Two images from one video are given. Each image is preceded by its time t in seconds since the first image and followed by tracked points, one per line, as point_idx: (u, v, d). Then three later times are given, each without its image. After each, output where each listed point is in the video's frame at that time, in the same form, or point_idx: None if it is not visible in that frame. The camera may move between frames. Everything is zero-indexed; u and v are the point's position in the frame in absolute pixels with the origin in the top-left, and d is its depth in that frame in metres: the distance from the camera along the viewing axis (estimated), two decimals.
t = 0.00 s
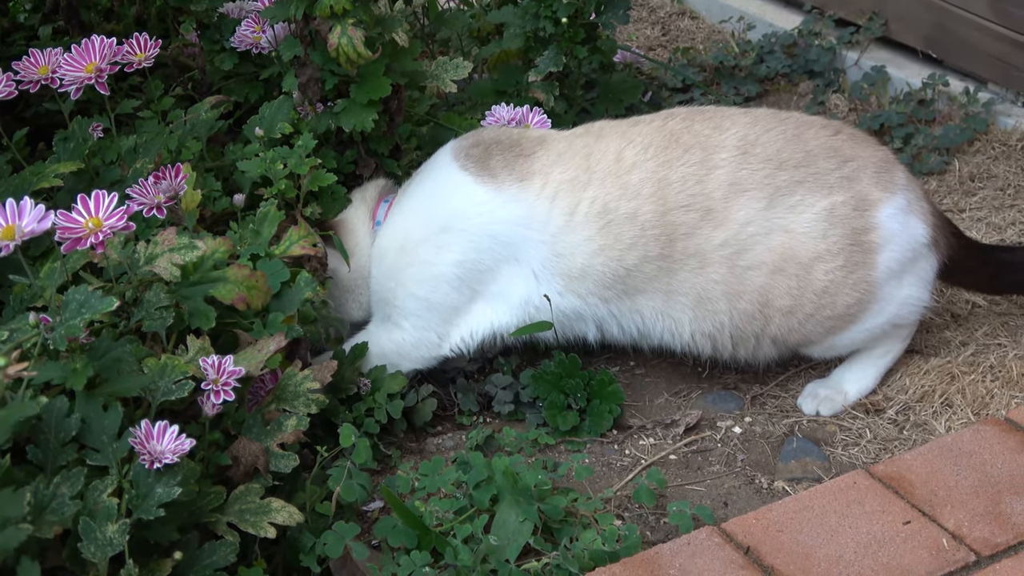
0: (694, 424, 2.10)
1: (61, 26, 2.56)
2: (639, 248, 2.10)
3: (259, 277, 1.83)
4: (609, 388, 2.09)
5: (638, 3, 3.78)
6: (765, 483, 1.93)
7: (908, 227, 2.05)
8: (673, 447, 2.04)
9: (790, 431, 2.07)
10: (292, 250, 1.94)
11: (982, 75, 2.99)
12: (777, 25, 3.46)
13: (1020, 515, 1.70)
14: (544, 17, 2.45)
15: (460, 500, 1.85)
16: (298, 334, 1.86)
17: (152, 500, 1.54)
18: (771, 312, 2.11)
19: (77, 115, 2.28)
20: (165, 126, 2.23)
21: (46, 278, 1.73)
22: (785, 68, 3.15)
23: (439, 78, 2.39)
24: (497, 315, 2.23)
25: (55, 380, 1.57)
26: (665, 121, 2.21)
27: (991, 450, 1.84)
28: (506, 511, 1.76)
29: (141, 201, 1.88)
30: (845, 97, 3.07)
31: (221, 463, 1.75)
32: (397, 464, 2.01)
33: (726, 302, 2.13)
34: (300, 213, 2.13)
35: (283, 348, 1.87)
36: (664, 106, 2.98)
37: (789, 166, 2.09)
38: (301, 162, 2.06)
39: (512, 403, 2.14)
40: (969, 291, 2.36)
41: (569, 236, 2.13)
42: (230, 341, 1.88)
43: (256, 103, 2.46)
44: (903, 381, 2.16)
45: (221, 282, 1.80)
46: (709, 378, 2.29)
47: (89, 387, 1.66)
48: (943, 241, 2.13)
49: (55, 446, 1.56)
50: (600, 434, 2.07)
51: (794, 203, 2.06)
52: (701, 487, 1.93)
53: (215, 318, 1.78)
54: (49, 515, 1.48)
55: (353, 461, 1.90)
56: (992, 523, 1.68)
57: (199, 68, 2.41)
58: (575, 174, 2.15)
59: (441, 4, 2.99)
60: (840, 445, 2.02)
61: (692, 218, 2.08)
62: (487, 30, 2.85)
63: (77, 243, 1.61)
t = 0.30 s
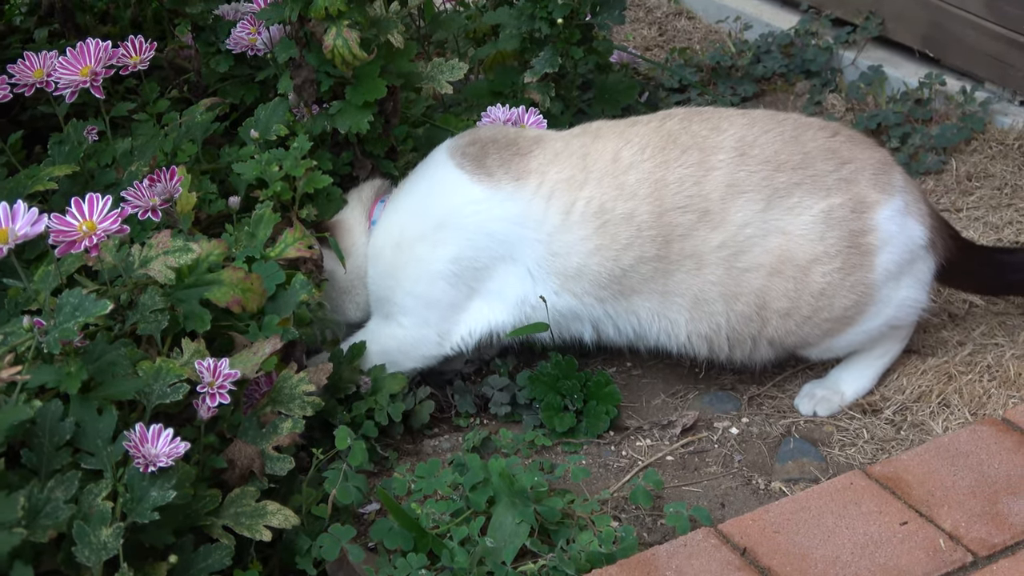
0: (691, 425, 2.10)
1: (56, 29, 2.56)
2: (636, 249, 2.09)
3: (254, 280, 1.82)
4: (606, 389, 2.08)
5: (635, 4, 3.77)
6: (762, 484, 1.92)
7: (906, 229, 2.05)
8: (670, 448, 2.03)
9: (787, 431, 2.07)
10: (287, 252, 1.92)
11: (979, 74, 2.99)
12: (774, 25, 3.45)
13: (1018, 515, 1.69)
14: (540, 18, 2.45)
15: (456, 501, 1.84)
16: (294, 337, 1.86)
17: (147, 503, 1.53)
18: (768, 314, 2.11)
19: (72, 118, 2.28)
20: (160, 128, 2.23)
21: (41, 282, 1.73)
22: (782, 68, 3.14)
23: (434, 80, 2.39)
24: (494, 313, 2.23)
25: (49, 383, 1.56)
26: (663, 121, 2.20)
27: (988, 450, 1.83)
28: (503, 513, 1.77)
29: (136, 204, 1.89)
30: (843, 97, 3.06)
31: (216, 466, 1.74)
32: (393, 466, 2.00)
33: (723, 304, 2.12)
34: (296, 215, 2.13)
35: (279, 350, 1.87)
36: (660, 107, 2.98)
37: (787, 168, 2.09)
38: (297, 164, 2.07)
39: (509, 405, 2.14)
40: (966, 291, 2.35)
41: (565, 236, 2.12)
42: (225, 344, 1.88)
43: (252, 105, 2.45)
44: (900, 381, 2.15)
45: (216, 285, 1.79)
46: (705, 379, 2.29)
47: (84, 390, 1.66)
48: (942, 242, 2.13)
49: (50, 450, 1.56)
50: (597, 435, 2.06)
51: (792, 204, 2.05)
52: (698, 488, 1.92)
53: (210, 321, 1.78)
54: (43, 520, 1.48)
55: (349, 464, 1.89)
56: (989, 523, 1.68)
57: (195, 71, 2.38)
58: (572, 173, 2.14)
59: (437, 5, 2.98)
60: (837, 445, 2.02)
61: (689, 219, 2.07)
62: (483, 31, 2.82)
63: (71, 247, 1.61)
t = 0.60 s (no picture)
0: (687, 425, 2.09)
1: (52, 27, 2.55)
2: (632, 248, 2.09)
3: (249, 278, 1.82)
4: (602, 388, 2.07)
5: (632, 3, 3.77)
6: (758, 484, 1.92)
7: (903, 230, 2.05)
8: (666, 448, 2.03)
9: (784, 431, 2.07)
10: (282, 251, 1.92)
11: (975, 74, 2.99)
12: (771, 25, 3.45)
13: (1014, 515, 1.69)
14: (536, 17, 2.44)
15: (451, 501, 1.83)
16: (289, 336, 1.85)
17: (141, 502, 1.52)
18: (765, 316, 2.11)
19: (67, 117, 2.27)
20: (155, 127, 2.23)
21: (35, 281, 1.72)
22: (779, 68, 3.15)
23: (430, 79, 2.39)
24: (492, 310, 2.23)
25: (44, 382, 1.56)
26: (660, 121, 2.20)
27: (984, 450, 1.83)
28: (498, 513, 1.75)
29: (131, 203, 1.88)
30: (839, 97, 3.06)
31: (211, 465, 1.74)
32: (389, 466, 2.00)
33: (719, 304, 2.12)
34: (290, 214, 2.13)
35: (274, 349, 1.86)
36: (657, 106, 2.98)
37: (785, 168, 2.08)
38: (293, 163, 2.07)
39: (505, 405, 2.14)
40: (963, 291, 2.35)
41: (561, 234, 2.12)
42: (220, 343, 1.87)
43: (248, 104, 2.45)
44: (896, 381, 2.15)
45: (211, 284, 1.79)
46: (702, 378, 2.29)
47: (78, 389, 1.65)
48: (938, 243, 2.13)
49: (44, 449, 1.55)
50: (593, 435, 2.06)
51: (789, 205, 2.05)
52: (694, 488, 1.92)
53: (205, 320, 1.78)
54: (37, 519, 1.47)
55: (343, 463, 1.89)
56: (985, 524, 1.68)
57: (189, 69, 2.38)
58: (568, 171, 2.14)
59: (433, 5, 2.98)
60: (833, 445, 2.01)
61: (685, 219, 2.07)
62: (480, 30, 2.81)
63: (66, 245, 1.61)
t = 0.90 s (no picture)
0: (685, 424, 2.09)
1: (49, 26, 2.55)
2: (634, 242, 2.09)
3: (247, 276, 1.82)
4: (600, 388, 2.08)
5: (629, 3, 3.78)
6: (756, 483, 1.92)
7: (904, 230, 2.05)
8: (664, 447, 2.03)
9: (782, 430, 2.07)
10: (281, 250, 1.93)
11: (973, 74, 3.00)
12: (768, 25, 3.45)
13: (1013, 514, 1.69)
14: (535, 15, 2.44)
15: (449, 500, 1.83)
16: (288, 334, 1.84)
17: (138, 501, 1.52)
18: (765, 314, 2.11)
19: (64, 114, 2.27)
20: (153, 126, 2.23)
21: (31, 278, 1.70)
22: (776, 67, 3.16)
23: (428, 77, 2.38)
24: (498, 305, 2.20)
25: (41, 380, 1.55)
26: (663, 114, 2.21)
27: (983, 449, 1.83)
28: (497, 513, 1.75)
29: (128, 201, 1.88)
30: (837, 97, 3.06)
31: (209, 464, 1.73)
32: (387, 464, 2.00)
33: (720, 301, 2.12)
34: (289, 213, 2.15)
35: (272, 348, 1.85)
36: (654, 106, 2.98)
37: (787, 165, 2.09)
38: (291, 162, 2.06)
39: (503, 405, 2.14)
40: (961, 290, 2.35)
41: (563, 226, 2.12)
42: (218, 341, 1.86)
43: (246, 102, 2.45)
44: (895, 381, 2.15)
45: (209, 282, 1.79)
46: (700, 377, 2.29)
47: (76, 387, 1.65)
48: (937, 244, 2.13)
49: (41, 447, 1.55)
50: (591, 434, 2.06)
51: (791, 202, 2.05)
52: (693, 487, 1.92)
53: (203, 318, 1.78)
54: (34, 517, 1.46)
55: (341, 461, 1.88)
56: (984, 523, 1.67)
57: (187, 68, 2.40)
58: (570, 164, 2.14)
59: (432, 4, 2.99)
60: (832, 444, 2.01)
61: (687, 214, 2.07)
62: (478, 29, 2.82)
63: (63, 243, 1.60)
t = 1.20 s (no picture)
0: (681, 423, 2.09)
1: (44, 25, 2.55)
2: (660, 223, 2.06)
3: (241, 276, 1.81)
4: (596, 387, 2.08)
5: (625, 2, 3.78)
6: (752, 482, 1.91)
7: (919, 226, 2.05)
8: (660, 446, 2.02)
9: (778, 429, 2.07)
10: (275, 249, 1.92)
11: (969, 72, 3.00)
12: (764, 24, 3.45)
13: (1010, 512, 1.69)
14: (530, 14, 2.44)
15: (445, 500, 1.83)
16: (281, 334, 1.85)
17: (132, 501, 1.52)
18: (787, 302, 2.06)
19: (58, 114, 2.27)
20: (147, 125, 2.23)
21: (25, 278, 1.70)
22: (772, 66, 3.12)
23: (423, 76, 2.38)
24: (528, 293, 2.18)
25: (34, 380, 1.54)
26: (683, 92, 2.20)
27: (979, 448, 1.82)
28: (492, 512, 1.75)
29: (122, 200, 1.87)
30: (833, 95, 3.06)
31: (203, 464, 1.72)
32: (382, 464, 1.99)
33: (740, 287, 2.08)
34: (282, 212, 2.15)
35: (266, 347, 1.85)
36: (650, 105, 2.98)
37: (813, 150, 2.06)
38: (284, 161, 2.06)
39: (498, 404, 2.13)
40: (957, 289, 2.35)
41: (591, 209, 2.10)
42: (213, 340, 1.86)
43: (241, 101, 2.45)
44: (891, 379, 2.15)
45: (203, 282, 1.78)
46: (696, 376, 2.28)
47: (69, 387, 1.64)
48: (951, 236, 2.12)
49: (34, 447, 1.54)
50: (587, 434, 2.05)
51: (816, 186, 2.02)
52: (688, 486, 1.91)
53: (197, 318, 1.77)
54: (27, 517, 1.45)
55: (336, 461, 1.88)
56: (981, 522, 1.67)
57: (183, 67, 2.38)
58: (592, 145, 2.13)
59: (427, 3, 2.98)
60: (828, 443, 2.01)
61: (711, 193, 2.04)
62: (473, 28, 2.82)
63: (58, 241, 1.59)
